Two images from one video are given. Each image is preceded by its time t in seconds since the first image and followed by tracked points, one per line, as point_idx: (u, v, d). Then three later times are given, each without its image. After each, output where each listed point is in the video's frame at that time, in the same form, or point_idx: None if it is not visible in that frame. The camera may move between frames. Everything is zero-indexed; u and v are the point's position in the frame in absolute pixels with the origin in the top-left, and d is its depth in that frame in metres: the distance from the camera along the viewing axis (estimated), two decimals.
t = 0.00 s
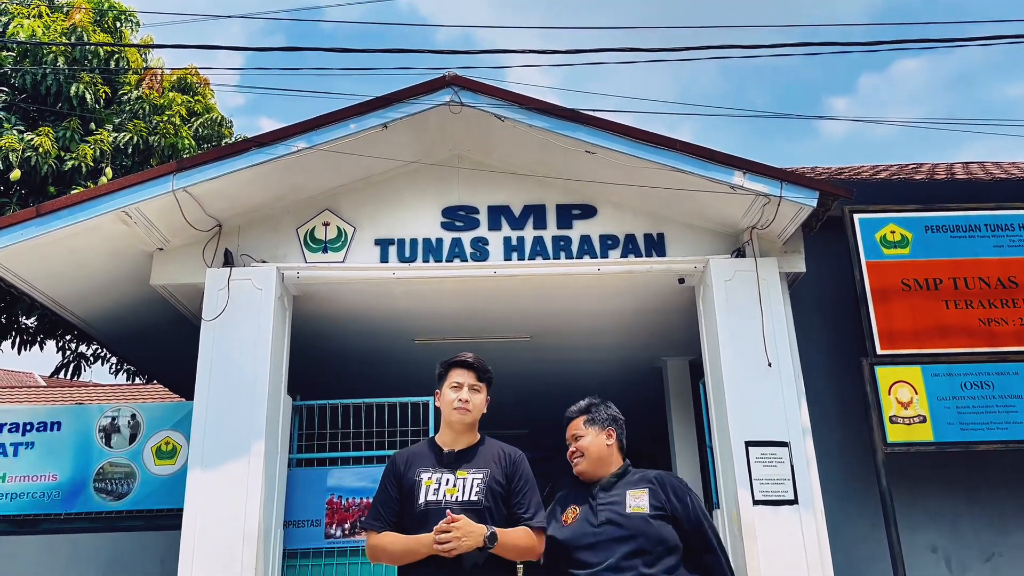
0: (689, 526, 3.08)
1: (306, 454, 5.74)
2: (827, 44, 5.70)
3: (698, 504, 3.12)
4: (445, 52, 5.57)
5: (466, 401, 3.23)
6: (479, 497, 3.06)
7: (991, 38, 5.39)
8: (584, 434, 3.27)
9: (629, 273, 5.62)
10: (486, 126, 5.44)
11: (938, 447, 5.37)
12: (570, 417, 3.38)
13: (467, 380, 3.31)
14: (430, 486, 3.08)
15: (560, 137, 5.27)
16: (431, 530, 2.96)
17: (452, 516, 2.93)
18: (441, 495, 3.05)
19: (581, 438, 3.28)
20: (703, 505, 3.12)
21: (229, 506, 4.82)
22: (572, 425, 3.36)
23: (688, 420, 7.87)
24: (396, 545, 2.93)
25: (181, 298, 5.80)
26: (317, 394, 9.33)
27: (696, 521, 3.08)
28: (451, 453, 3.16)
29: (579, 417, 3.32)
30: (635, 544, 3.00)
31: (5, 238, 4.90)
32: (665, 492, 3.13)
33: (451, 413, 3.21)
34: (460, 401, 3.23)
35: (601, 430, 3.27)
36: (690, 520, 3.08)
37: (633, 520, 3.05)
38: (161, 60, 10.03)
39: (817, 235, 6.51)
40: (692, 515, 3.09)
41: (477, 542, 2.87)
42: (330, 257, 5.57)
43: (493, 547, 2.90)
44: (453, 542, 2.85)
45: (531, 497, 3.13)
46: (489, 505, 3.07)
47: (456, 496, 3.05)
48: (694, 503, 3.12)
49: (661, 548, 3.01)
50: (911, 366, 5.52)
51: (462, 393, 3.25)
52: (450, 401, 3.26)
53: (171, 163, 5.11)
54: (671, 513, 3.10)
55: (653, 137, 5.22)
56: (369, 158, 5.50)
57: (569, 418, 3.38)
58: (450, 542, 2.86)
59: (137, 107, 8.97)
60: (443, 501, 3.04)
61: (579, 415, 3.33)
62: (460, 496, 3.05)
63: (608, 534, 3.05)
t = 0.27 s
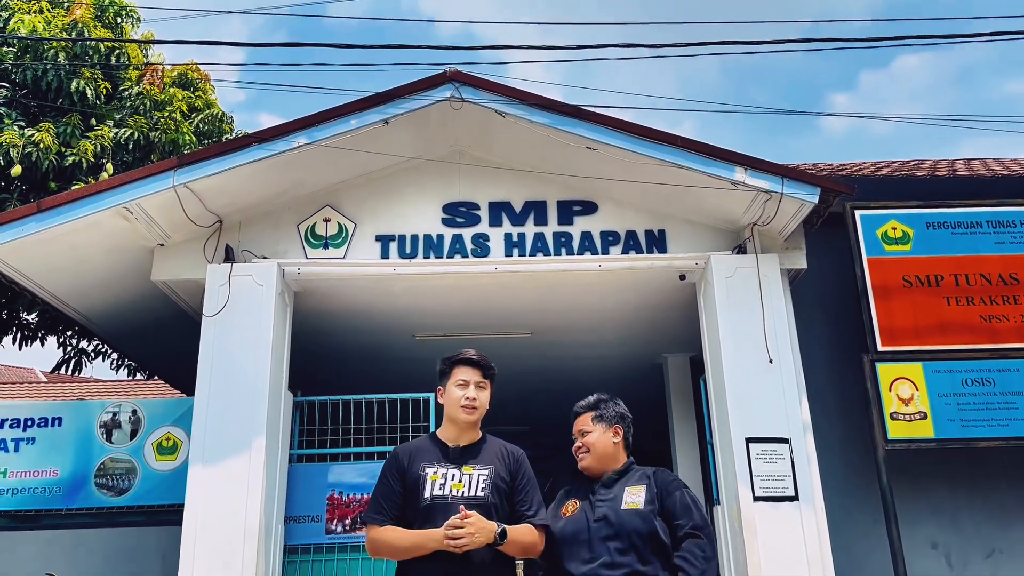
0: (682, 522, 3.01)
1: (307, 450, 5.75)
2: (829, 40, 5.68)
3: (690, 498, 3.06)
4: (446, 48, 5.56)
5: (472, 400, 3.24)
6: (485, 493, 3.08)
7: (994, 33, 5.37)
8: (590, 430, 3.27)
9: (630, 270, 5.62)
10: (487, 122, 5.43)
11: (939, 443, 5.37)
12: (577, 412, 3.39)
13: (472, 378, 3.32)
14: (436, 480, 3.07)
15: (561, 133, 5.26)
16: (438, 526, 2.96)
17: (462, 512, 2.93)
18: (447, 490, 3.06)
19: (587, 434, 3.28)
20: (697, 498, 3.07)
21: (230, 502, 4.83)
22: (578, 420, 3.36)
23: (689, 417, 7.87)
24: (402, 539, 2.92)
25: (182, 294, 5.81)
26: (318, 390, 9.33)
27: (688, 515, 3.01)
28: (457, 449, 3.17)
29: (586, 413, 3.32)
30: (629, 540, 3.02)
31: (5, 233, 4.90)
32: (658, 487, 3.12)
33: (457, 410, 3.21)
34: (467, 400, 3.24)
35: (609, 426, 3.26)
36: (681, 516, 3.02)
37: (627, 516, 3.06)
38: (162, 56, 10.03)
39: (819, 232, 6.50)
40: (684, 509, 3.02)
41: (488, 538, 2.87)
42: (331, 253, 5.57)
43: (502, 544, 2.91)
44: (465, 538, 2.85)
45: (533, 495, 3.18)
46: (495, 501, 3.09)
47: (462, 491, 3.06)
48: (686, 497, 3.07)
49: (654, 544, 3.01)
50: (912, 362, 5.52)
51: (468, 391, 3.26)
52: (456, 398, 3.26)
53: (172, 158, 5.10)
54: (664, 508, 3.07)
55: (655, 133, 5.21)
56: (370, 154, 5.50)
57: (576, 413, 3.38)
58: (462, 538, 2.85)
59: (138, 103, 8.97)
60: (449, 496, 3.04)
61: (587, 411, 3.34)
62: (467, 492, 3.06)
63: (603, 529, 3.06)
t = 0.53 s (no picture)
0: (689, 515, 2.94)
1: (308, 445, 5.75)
2: (830, 34, 5.67)
3: (701, 491, 2.97)
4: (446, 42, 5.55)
5: (476, 392, 3.25)
6: (492, 487, 3.11)
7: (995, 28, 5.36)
8: (611, 422, 3.22)
9: (630, 265, 5.61)
10: (487, 117, 5.42)
11: (939, 438, 5.37)
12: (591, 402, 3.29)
13: (476, 371, 3.31)
14: (444, 473, 3.07)
15: (562, 127, 5.25)
16: (447, 518, 2.96)
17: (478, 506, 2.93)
18: (455, 483, 3.06)
19: (606, 425, 3.23)
20: (707, 492, 2.98)
21: (230, 496, 4.83)
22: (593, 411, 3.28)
23: (689, 412, 7.88)
24: (413, 530, 2.90)
25: (182, 288, 5.80)
26: (318, 385, 9.34)
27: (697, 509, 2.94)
28: (463, 442, 3.18)
29: (605, 404, 3.25)
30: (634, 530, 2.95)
31: (5, 228, 4.89)
32: (667, 478, 3.04)
33: (462, 403, 3.21)
34: (471, 392, 3.24)
35: (629, 420, 3.25)
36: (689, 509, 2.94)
37: (633, 506, 2.99)
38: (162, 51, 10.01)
39: (820, 227, 6.50)
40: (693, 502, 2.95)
41: (502, 535, 2.89)
42: (331, 248, 5.56)
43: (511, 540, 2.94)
44: (482, 532, 2.85)
45: (533, 492, 3.22)
46: (500, 496, 3.12)
47: (470, 484, 3.07)
48: (695, 490, 2.98)
49: (660, 535, 2.92)
50: (913, 357, 5.52)
51: (472, 384, 3.27)
52: (460, 391, 3.26)
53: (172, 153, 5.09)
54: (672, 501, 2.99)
55: (656, 128, 5.19)
56: (370, 149, 5.49)
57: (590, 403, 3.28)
58: (479, 532, 2.85)
59: (138, 98, 8.94)
60: (457, 488, 3.05)
61: (605, 401, 3.26)
62: (474, 485, 3.08)
63: (608, 520, 3.02)
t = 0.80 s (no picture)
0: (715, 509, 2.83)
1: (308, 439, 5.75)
2: (831, 28, 5.66)
3: (730, 489, 2.85)
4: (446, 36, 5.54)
5: (478, 386, 3.26)
6: (495, 482, 3.10)
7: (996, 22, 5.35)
8: (634, 409, 3.15)
9: (631, 259, 5.61)
10: (488, 111, 5.41)
11: (938, 432, 5.38)
12: (612, 388, 3.22)
13: (478, 366, 3.32)
14: (447, 467, 3.07)
15: (562, 121, 5.25)
16: (451, 513, 2.97)
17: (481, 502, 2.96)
18: (458, 477, 3.06)
19: (629, 413, 3.15)
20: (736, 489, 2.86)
21: (232, 489, 4.84)
22: (615, 397, 3.21)
23: (689, 407, 7.89)
24: (417, 524, 2.91)
25: (183, 282, 5.81)
26: (319, 380, 9.35)
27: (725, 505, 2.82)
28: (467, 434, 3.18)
29: (627, 390, 3.18)
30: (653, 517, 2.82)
31: (4, 222, 4.88)
32: (693, 469, 2.93)
33: (465, 397, 3.22)
34: (473, 386, 3.25)
35: (651, 408, 3.19)
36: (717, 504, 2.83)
37: (653, 494, 2.87)
38: (162, 44, 9.99)
39: (819, 221, 6.49)
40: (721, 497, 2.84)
41: (505, 530, 2.92)
42: (331, 242, 5.56)
43: (513, 535, 2.97)
44: (485, 527, 2.88)
45: (535, 486, 3.23)
46: (503, 490, 3.12)
47: (472, 478, 3.07)
48: (726, 487, 2.86)
49: (681, 526, 2.80)
50: (913, 351, 5.52)
51: (474, 378, 3.27)
52: (462, 385, 3.26)
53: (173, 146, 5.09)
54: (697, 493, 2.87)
55: (656, 122, 5.19)
56: (371, 142, 5.48)
57: (611, 388, 3.21)
58: (482, 527, 2.88)
59: (137, 92, 8.92)
60: (460, 482, 3.05)
61: (628, 388, 3.19)
62: (477, 479, 3.08)
63: (625, 507, 2.89)
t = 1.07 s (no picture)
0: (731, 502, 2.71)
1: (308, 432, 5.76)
2: (832, 21, 5.64)
3: (748, 481, 2.74)
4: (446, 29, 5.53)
5: (473, 380, 3.22)
6: (491, 475, 3.07)
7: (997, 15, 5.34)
8: (652, 398, 3.02)
9: (631, 253, 5.61)
10: (488, 104, 5.40)
11: (938, 426, 5.39)
12: (628, 375, 3.08)
13: (473, 359, 3.29)
14: (444, 461, 3.08)
15: (562, 114, 5.24)
16: (444, 506, 2.97)
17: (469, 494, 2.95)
18: (454, 471, 3.06)
19: (647, 402, 3.01)
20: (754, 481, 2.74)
21: (233, 482, 4.85)
22: (631, 385, 3.07)
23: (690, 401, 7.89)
24: (409, 516, 2.93)
25: (183, 276, 5.80)
26: (319, 373, 9.37)
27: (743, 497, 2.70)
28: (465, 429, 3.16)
29: (643, 378, 3.04)
30: (668, 508, 2.70)
31: (5, 215, 4.88)
32: (707, 459, 2.81)
33: (461, 393, 3.19)
34: (467, 381, 3.22)
35: (668, 397, 3.05)
36: (734, 496, 2.71)
37: (668, 484, 2.75)
38: (161, 37, 9.98)
39: (820, 215, 6.49)
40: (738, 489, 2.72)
41: (494, 522, 2.89)
42: (331, 236, 5.56)
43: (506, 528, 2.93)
44: (471, 520, 2.87)
45: (539, 479, 3.15)
46: (501, 484, 3.07)
47: (469, 472, 3.05)
48: (742, 478, 2.75)
49: (697, 517, 2.68)
50: (913, 345, 5.52)
51: (468, 372, 3.24)
52: (458, 380, 3.23)
53: (172, 140, 5.08)
54: (713, 485, 2.74)
55: (656, 115, 5.18)
56: (371, 135, 5.47)
57: (627, 376, 3.08)
58: (468, 520, 2.87)
59: (137, 85, 8.87)
60: (456, 476, 3.04)
61: (645, 376, 3.05)
62: (473, 473, 3.05)
63: (640, 498, 2.77)
